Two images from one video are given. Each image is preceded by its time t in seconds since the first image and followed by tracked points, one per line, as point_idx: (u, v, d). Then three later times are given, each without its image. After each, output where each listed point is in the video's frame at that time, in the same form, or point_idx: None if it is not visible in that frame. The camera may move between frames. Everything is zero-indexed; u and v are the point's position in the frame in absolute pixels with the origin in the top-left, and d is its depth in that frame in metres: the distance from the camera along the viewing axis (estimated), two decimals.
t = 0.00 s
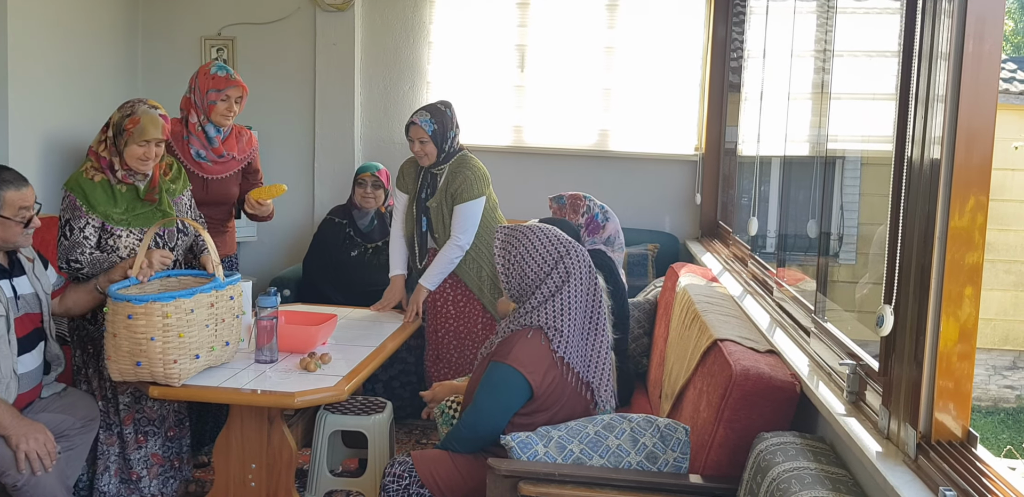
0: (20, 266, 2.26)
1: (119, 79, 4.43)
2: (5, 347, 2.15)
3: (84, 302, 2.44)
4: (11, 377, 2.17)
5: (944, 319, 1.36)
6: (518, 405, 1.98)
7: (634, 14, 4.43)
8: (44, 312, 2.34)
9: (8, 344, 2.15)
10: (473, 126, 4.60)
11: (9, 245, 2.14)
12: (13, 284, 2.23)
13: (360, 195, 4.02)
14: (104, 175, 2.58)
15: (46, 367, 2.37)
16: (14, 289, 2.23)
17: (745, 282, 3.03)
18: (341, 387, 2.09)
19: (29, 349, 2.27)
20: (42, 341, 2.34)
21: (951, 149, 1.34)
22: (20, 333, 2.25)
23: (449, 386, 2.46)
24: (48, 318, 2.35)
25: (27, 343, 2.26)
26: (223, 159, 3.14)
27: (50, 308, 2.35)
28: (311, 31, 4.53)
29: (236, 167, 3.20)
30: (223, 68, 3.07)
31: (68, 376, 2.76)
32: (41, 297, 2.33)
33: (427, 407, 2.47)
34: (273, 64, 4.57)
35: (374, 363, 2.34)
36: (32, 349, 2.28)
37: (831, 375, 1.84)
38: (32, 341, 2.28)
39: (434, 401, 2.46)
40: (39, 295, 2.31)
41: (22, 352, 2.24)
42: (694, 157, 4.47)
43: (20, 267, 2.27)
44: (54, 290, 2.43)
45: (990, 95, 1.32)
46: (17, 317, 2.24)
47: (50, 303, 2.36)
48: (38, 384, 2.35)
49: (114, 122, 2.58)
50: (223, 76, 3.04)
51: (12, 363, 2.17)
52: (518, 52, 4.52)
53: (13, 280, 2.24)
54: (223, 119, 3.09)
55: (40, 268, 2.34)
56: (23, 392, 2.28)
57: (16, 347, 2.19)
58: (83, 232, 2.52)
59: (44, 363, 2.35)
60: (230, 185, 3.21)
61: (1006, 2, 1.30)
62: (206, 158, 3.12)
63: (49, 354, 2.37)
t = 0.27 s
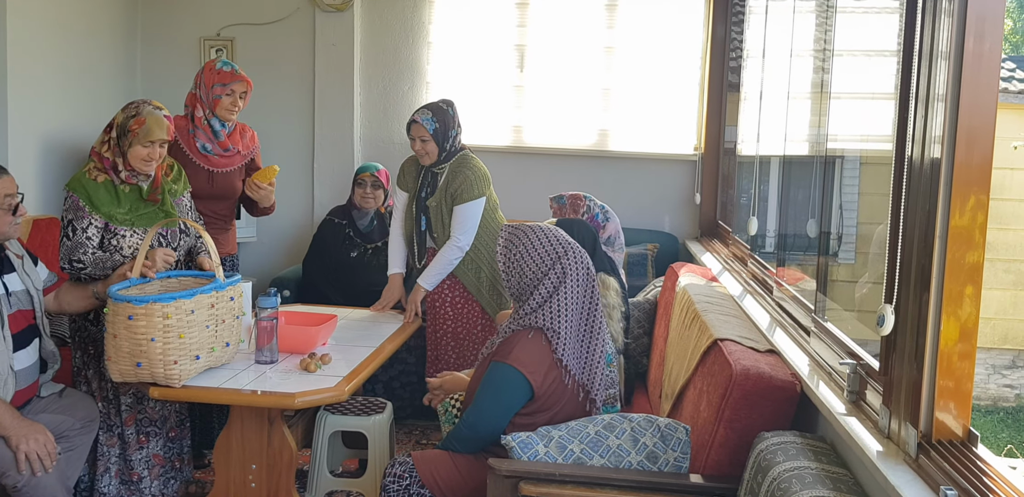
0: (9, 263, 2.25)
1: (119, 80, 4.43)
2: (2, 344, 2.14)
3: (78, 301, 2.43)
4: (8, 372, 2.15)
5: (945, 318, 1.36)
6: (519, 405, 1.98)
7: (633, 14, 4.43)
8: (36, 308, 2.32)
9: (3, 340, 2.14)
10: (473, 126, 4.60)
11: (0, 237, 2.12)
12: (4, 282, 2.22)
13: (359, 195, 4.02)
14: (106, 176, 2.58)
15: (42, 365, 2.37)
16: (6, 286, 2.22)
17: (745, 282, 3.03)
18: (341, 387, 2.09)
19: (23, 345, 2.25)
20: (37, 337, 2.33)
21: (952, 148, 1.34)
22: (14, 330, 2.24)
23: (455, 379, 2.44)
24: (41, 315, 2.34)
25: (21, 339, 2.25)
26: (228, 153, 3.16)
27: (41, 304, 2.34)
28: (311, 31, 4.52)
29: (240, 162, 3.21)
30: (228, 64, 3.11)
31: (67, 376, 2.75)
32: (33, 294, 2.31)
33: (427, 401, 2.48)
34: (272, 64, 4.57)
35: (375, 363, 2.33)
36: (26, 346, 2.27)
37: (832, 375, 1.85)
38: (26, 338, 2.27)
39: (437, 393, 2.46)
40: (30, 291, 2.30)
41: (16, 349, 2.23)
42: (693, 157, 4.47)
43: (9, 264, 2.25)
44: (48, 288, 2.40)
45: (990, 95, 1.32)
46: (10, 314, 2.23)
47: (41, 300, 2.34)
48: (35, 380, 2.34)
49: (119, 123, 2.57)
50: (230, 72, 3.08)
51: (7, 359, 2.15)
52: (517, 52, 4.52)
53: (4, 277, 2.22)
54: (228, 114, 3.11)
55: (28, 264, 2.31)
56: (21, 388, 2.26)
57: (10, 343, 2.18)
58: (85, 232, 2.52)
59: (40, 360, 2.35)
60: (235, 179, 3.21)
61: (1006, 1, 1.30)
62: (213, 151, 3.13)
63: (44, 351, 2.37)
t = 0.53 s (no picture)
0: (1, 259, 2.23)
1: (118, 80, 4.43)
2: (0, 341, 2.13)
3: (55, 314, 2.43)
4: (5, 370, 2.15)
5: (943, 317, 1.36)
6: (519, 404, 1.98)
7: (632, 14, 4.44)
8: (30, 306, 2.31)
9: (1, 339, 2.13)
10: (472, 126, 4.60)
11: None
12: None
13: (358, 196, 4.03)
14: (107, 176, 2.58)
15: (38, 363, 2.35)
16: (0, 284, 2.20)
17: (744, 282, 3.03)
18: (340, 387, 2.09)
19: (19, 342, 2.24)
20: (32, 335, 2.32)
21: (949, 147, 1.35)
22: (8, 327, 2.22)
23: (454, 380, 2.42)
24: (34, 313, 2.33)
25: (16, 337, 2.24)
26: (228, 150, 3.16)
27: (34, 301, 2.33)
28: (310, 31, 4.52)
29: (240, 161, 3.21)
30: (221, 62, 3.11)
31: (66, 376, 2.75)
32: (26, 291, 2.30)
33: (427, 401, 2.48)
34: (271, 65, 4.57)
35: (374, 363, 2.33)
36: (22, 343, 2.25)
37: (830, 374, 1.85)
38: (22, 335, 2.26)
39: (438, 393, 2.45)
40: (23, 288, 2.29)
41: (12, 346, 2.21)
42: (692, 156, 4.47)
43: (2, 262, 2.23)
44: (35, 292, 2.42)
45: (988, 94, 1.32)
46: (5, 311, 2.21)
47: (34, 297, 2.33)
48: (33, 377, 2.33)
49: (120, 123, 2.58)
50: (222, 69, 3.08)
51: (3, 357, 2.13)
52: (516, 52, 4.52)
53: None
54: (224, 111, 3.11)
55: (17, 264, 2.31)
56: (18, 385, 2.25)
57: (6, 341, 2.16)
58: (87, 232, 2.51)
59: (36, 358, 2.34)
60: (235, 177, 3.21)
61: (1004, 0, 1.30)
62: (212, 147, 3.13)
63: (40, 349, 2.35)
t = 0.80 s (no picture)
0: None
1: (116, 82, 4.43)
2: None
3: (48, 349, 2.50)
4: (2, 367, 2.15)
5: (941, 316, 1.36)
6: (519, 404, 1.98)
7: (631, 14, 4.44)
8: (25, 303, 2.29)
9: None
10: (470, 127, 4.60)
11: None
12: None
13: (357, 197, 4.05)
14: (109, 178, 2.58)
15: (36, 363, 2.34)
16: None
17: (743, 281, 3.03)
18: (339, 388, 2.09)
19: (17, 340, 2.23)
20: (28, 334, 2.30)
21: (946, 147, 1.35)
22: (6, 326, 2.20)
23: (450, 383, 2.43)
24: (30, 311, 2.31)
25: (14, 335, 2.22)
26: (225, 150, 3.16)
27: (29, 299, 2.30)
28: (308, 33, 4.53)
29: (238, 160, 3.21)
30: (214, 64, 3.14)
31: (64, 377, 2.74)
32: (21, 289, 2.27)
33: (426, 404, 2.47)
34: (269, 66, 4.57)
35: (373, 364, 2.33)
36: (19, 341, 2.24)
37: (829, 374, 1.85)
38: (19, 333, 2.24)
39: (435, 396, 2.45)
40: (19, 287, 2.26)
41: (9, 344, 2.20)
42: (691, 156, 4.47)
43: None
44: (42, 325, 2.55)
45: (984, 92, 1.32)
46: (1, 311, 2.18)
47: (30, 296, 2.30)
48: (31, 376, 2.32)
49: (122, 124, 2.59)
50: (207, 70, 3.10)
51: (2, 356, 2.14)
52: (515, 52, 4.52)
53: None
54: (210, 111, 3.12)
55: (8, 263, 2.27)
56: (18, 384, 2.25)
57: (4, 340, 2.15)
58: (88, 234, 2.51)
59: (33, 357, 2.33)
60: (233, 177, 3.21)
61: None
62: (210, 148, 3.13)
63: (37, 348, 2.35)
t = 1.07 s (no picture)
0: None
1: (116, 83, 4.44)
2: None
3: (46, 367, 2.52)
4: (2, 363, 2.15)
5: (939, 315, 1.37)
6: (519, 404, 1.99)
7: (630, 15, 4.45)
8: (23, 302, 2.28)
9: None
10: (470, 128, 4.61)
11: None
12: None
13: (356, 197, 4.04)
14: (110, 179, 2.59)
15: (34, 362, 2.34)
16: None
17: (743, 282, 3.04)
18: (339, 388, 2.09)
19: (16, 337, 2.23)
20: (27, 332, 2.29)
21: (944, 148, 1.36)
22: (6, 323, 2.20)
23: (450, 384, 2.43)
24: (28, 310, 2.30)
25: (13, 332, 2.22)
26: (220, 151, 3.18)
27: (27, 297, 2.29)
28: (308, 34, 4.53)
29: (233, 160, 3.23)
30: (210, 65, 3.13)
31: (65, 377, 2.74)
32: (18, 287, 2.26)
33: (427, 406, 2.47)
34: (269, 67, 4.58)
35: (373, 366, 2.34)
36: (19, 339, 2.24)
37: (828, 373, 1.85)
38: (18, 330, 2.24)
39: (435, 397, 2.45)
40: (16, 286, 2.25)
41: (9, 342, 2.20)
42: (691, 157, 4.48)
43: None
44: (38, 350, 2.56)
45: (982, 92, 1.33)
46: None
47: (28, 294, 2.29)
48: (31, 375, 2.33)
49: (124, 123, 2.60)
50: (201, 70, 3.11)
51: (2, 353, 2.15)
52: (514, 53, 4.53)
53: None
54: (203, 113, 3.13)
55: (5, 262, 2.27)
56: (18, 381, 2.25)
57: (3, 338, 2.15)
58: (91, 234, 2.52)
59: (32, 355, 2.32)
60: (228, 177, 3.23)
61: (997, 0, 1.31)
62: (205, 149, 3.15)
63: (35, 347, 2.34)
